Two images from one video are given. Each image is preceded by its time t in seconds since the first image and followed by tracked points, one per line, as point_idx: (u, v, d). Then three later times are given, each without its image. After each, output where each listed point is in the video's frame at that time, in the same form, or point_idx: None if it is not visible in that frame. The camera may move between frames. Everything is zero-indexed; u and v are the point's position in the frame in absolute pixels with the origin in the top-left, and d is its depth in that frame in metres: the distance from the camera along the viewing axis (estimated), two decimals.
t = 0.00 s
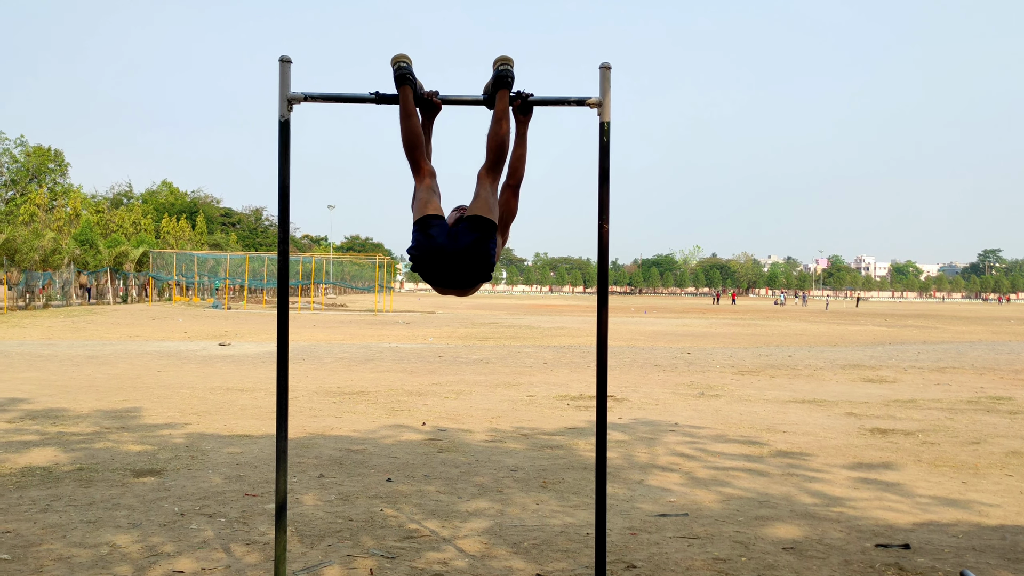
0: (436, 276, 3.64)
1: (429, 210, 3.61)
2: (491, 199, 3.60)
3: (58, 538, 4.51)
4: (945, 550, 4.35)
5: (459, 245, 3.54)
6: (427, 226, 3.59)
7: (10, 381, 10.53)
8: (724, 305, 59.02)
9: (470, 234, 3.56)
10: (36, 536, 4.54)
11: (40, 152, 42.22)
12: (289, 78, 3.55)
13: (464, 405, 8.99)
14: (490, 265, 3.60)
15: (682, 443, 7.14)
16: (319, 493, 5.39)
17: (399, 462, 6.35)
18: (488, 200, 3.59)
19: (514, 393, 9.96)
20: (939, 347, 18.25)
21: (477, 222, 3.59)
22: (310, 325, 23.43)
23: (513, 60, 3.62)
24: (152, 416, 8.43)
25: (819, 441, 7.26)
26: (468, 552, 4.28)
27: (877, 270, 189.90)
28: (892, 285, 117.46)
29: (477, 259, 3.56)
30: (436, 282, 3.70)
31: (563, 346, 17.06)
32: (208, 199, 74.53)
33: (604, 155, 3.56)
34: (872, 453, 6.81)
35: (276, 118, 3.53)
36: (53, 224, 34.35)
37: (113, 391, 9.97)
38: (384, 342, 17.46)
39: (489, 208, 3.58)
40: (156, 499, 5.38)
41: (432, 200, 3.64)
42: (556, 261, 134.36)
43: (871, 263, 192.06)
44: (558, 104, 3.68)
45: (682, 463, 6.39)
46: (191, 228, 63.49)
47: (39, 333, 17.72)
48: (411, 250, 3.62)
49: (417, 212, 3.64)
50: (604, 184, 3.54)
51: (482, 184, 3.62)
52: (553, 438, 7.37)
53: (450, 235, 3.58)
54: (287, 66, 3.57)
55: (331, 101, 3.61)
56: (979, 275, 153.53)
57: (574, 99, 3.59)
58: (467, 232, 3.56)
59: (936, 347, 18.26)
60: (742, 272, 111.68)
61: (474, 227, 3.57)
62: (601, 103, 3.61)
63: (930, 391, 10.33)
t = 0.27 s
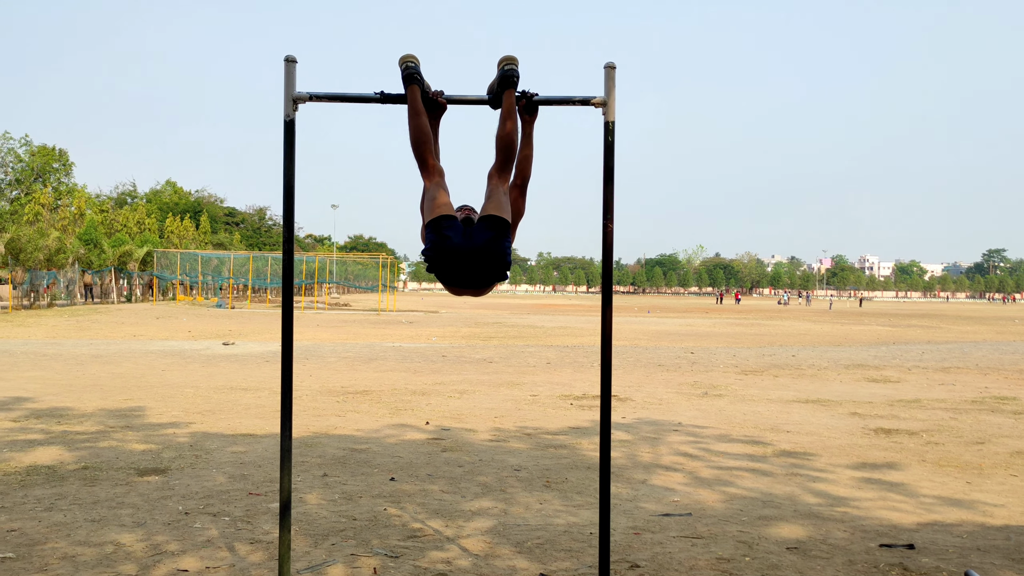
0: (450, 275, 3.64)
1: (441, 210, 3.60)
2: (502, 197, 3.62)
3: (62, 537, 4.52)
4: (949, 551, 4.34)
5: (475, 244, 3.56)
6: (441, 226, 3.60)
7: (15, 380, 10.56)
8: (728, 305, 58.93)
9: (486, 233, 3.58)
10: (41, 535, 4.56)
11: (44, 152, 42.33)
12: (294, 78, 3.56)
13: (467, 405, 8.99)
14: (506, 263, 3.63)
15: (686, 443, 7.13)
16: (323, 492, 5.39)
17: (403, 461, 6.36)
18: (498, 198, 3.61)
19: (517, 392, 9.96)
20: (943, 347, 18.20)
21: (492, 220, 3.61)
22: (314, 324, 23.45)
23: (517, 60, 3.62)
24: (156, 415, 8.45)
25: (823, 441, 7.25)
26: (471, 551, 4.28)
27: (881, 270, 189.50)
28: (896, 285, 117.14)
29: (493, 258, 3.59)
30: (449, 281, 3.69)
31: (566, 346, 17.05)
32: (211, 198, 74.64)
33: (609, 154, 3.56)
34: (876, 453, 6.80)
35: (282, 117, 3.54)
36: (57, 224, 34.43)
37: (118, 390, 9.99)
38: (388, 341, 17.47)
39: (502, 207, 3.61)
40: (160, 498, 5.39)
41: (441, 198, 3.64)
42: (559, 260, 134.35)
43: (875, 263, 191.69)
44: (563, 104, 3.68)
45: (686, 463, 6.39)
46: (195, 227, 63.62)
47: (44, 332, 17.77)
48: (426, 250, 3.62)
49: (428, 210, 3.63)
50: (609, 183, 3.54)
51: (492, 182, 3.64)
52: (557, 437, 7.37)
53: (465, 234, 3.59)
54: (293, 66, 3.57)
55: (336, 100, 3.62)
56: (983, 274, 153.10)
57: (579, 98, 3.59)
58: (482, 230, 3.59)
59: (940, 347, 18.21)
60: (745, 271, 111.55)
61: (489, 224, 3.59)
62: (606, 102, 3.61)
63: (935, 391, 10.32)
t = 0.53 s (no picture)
0: (450, 278, 3.65)
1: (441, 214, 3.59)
2: (502, 200, 3.59)
3: (63, 537, 4.52)
4: (951, 551, 4.34)
5: (474, 249, 3.55)
6: (441, 230, 3.59)
7: (16, 379, 10.57)
8: (729, 305, 58.93)
9: (484, 237, 3.57)
10: (42, 534, 4.56)
11: (45, 151, 42.37)
12: (296, 77, 3.56)
13: (468, 405, 9.00)
14: (505, 267, 3.62)
15: (687, 443, 7.13)
16: (324, 492, 5.39)
17: (404, 461, 6.36)
18: (498, 200, 3.59)
19: (518, 392, 9.96)
20: (944, 347, 18.19)
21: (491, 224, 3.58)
22: (314, 324, 23.46)
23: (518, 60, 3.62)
24: (157, 414, 8.45)
25: (824, 441, 7.25)
26: (472, 551, 4.28)
27: (882, 270, 189.38)
28: (897, 285, 117.07)
29: (492, 262, 3.59)
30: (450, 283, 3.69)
31: (567, 346, 17.05)
32: (212, 198, 74.70)
33: (610, 154, 3.56)
34: (877, 453, 6.80)
35: (283, 117, 3.54)
36: (58, 223, 34.45)
37: (119, 390, 10.00)
38: (388, 341, 17.49)
39: (502, 210, 3.58)
40: (161, 498, 5.39)
41: (441, 202, 3.64)
42: (560, 260, 134.38)
43: (876, 263, 191.59)
44: (564, 104, 3.68)
45: (687, 463, 6.39)
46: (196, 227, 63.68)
47: (45, 332, 17.79)
48: (426, 254, 3.62)
49: (429, 214, 3.62)
50: (610, 183, 3.54)
51: (492, 185, 3.61)
52: (558, 437, 7.37)
53: (464, 238, 3.58)
54: (294, 66, 3.57)
55: (338, 100, 3.62)
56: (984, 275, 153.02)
57: (580, 98, 3.59)
58: (481, 235, 3.57)
59: (941, 347, 18.20)
60: (746, 272, 111.56)
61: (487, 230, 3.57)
62: (607, 102, 3.61)
63: (936, 391, 10.31)
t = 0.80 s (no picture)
0: (441, 280, 3.65)
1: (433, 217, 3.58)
2: (497, 203, 3.59)
3: (59, 536, 4.51)
4: (947, 550, 4.35)
5: (465, 254, 3.55)
6: (432, 234, 3.58)
7: (12, 378, 10.55)
8: (727, 304, 58.96)
9: (476, 242, 3.57)
10: (38, 533, 4.55)
11: (42, 150, 42.32)
12: (293, 76, 3.55)
13: (466, 404, 9.00)
14: (496, 272, 3.63)
15: (684, 442, 7.13)
16: (321, 491, 5.39)
17: (401, 460, 6.36)
18: (493, 203, 3.58)
19: (515, 391, 9.96)
20: (941, 347, 18.22)
21: (482, 229, 3.58)
22: (312, 323, 23.45)
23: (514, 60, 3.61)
24: (154, 413, 8.44)
25: (821, 441, 7.27)
26: (469, 550, 4.28)
27: (880, 269, 189.61)
28: (895, 284, 117.20)
29: (483, 267, 3.59)
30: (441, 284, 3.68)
31: (565, 345, 17.05)
32: (210, 196, 74.62)
33: (607, 153, 3.56)
34: (874, 453, 6.81)
35: (280, 116, 3.53)
36: (55, 222, 34.37)
37: (116, 388, 9.98)
38: (386, 340, 17.48)
39: (495, 214, 3.58)
40: (158, 497, 5.38)
41: (435, 204, 3.61)
42: (558, 259, 134.39)
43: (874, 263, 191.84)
44: (561, 104, 3.68)
45: (684, 462, 6.40)
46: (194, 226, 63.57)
47: (42, 330, 17.75)
48: (417, 258, 3.62)
49: (422, 216, 3.61)
50: (607, 183, 3.54)
51: (487, 188, 3.61)
52: (555, 436, 7.37)
53: (455, 243, 3.58)
54: (291, 65, 3.57)
55: (335, 99, 3.62)
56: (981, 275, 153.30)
57: (577, 98, 3.59)
58: (472, 240, 3.57)
59: (938, 347, 18.23)
60: (744, 271, 111.72)
61: (479, 235, 3.58)
62: (604, 102, 3.61)
63: (933, 391, 10.33)
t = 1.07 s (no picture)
0: (437, 282, 3.61)
1: (429, 217, 3.57)
2: (493, 203, 3.59)
3: (53, 534, 4.50)
4: (939, 548, 4.37)
5: (462, 253, 3.53)
6: (427, 233, 3.56)
7: (5, 376, 10.51)
8: (722, 303, 59.08)
9: (472, 241, 3.55)
10: (32, 531, 4.54)
11: (37, 147, 42.18)
12: (288, 74, 3.54)
13: (461, 402, 8.99)
14: (492, 271, 3.60)
15: (679, 441, 7.14)
16: (316, 489, 5.39)
17: (396, 458, 6.35)
18: (488, 203, 3.59)
19: (510, 389, 9.97)
20: (935, 345, 18.28)
21: (478, 229, 3.56)
22: (307, 321, 23.42)
23: (510, 59, 3.61)
24: (148, 411, 8.42)
25: (815, 439, 7.28)
26: (464, 548, 4.29)
27: (874, 269, 190.13)
28: (889, 284, 117.52)
29: (479, 267, 3.56)
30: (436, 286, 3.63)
31: (560, 343, 17.05)
32: (205, 194, 74.46)
33: (603, 152, 3.56)
34: (867, 451, 6.83)
35: (276, 114, 3.53)
36: (49, 219, 34.25)
37: (110, 386, 9.95)
38: (382, 338, 17.47)
39: (491, 214, 3.57)
40: (152, 495, 5.37)
41: (431, 203, 3.61)
42: (554, 258, 134.55)
43: (869, 262, 192.49)
44: (556, 102, 3.68)
45: (679, 461, 6.41)
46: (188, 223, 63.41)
47: (35, 328, 17.70)
48: (414, 258, 3.59)
49: (418, 216, 3.60)
50: (602, 182, 3.54)
51: (483, 188, 3.61)
52: (550, 435, 7.37)
53: (451, 242, 3.55)
54: (286, 62, 3.56)
55: (330, 97, 3.61)
56: (975, 274, 153.82)
57: (572, 96, 3.59)
58: (468, 239, 3.55)
59: (932, 345, 18.29)
60: (739, 270, 111.99)
61: (475, 234, 3.56)
62: (600, 100, 3.61)
63: (927, 389, 10.35)
